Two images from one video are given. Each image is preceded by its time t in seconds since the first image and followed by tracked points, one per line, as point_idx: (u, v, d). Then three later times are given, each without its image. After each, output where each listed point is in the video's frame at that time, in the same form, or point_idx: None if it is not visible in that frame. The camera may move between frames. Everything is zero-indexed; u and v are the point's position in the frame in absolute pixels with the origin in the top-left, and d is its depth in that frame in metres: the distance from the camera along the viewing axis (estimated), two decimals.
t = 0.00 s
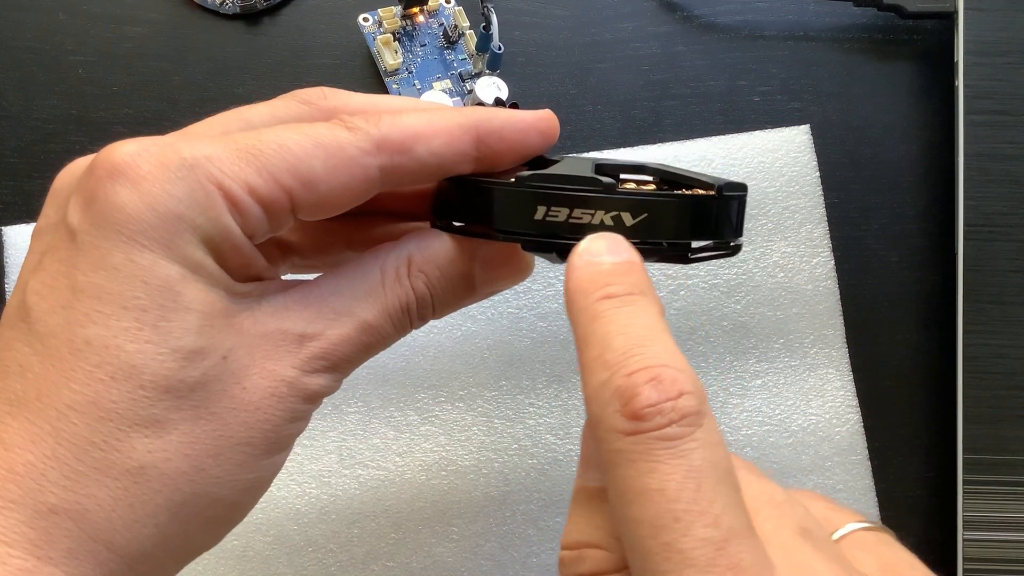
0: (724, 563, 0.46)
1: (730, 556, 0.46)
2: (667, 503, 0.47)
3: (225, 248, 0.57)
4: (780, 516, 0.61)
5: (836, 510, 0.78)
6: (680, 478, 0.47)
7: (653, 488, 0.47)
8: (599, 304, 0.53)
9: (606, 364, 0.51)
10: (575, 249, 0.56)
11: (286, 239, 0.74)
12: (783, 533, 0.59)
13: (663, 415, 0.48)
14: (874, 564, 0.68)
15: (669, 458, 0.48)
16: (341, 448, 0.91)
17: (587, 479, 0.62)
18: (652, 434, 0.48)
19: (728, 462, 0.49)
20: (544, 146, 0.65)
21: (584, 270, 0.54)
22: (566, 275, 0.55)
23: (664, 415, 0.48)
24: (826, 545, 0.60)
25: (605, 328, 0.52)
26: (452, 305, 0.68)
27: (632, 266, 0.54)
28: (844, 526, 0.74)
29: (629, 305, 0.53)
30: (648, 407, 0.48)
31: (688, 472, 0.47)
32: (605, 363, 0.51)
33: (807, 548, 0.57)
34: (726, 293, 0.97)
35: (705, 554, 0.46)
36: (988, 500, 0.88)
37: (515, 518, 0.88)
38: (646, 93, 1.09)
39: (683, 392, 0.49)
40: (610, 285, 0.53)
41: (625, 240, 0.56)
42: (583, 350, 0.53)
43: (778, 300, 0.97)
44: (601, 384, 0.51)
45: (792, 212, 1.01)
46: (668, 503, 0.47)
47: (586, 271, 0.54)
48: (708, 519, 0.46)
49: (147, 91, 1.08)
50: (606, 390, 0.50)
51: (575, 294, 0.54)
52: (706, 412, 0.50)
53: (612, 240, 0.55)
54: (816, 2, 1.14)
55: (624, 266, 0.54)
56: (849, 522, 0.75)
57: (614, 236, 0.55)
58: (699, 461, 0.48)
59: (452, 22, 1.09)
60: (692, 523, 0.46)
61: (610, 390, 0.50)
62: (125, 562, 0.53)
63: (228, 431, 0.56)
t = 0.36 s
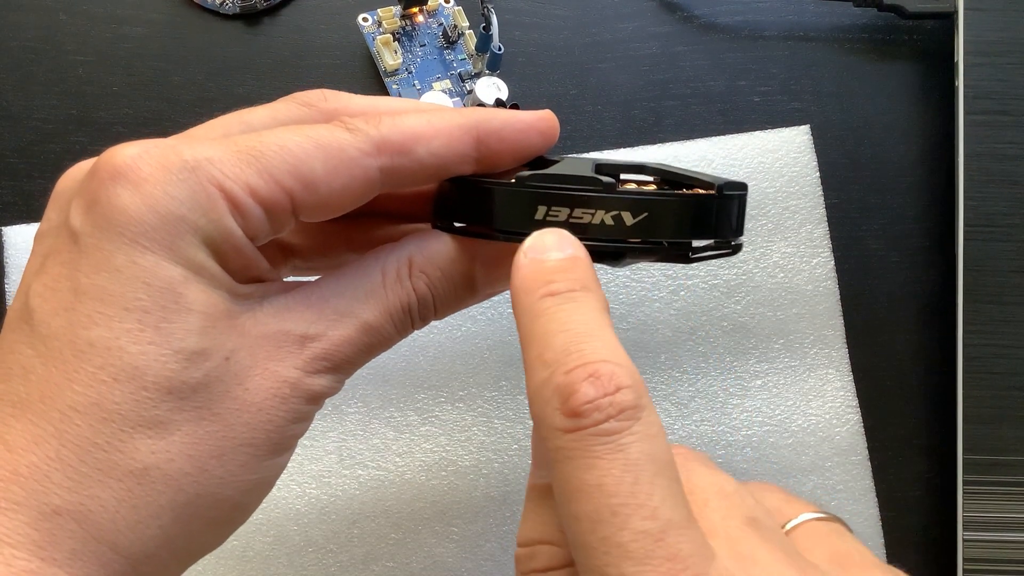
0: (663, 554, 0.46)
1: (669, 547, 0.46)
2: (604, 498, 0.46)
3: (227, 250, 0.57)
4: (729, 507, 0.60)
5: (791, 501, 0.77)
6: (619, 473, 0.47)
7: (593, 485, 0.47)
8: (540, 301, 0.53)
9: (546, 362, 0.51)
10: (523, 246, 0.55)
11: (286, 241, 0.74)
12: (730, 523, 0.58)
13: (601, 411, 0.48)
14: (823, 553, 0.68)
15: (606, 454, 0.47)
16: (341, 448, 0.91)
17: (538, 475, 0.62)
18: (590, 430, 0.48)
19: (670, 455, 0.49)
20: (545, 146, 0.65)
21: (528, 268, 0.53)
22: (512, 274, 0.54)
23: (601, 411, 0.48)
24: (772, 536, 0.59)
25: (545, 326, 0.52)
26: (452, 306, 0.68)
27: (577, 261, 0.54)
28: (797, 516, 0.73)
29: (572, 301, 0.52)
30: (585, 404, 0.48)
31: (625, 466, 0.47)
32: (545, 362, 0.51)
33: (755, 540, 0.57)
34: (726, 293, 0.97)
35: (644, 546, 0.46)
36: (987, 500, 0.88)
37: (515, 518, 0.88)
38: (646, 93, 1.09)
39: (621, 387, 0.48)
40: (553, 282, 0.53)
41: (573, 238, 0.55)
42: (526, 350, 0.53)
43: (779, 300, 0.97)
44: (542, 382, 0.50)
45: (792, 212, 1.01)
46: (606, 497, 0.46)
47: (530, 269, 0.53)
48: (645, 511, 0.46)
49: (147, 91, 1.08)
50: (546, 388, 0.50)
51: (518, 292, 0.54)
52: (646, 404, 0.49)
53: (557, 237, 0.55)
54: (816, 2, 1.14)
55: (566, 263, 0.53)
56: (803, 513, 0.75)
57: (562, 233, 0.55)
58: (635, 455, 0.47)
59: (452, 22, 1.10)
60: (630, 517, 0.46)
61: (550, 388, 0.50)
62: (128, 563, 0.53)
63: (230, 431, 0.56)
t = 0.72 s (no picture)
0: (650, 550, 0.46)
1: (656, 544, 0.46)
2: (590, 499, 0.47)
3: (223, 255, 0.57)
4: (722, 505, 0.60)
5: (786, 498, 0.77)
6: (603, 472, 0.47)
7: (578, 486, 0.47)
8: (523, 306, 0.53)
9: (530, 367, 0.51)
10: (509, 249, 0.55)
11: (284, 245, 0.75)
12: (722, 520, 0.58)
13: (583, 413, 0.48)
14: (818, 549, 0.68)
15: (589, 454, 0.47)
16: (340, 448, 0.91)
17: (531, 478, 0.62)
18: (573, 432, 0.48)
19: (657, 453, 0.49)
20: (540, 149, 0.65)
21: (511, 272, 0.53)
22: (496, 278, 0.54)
23: (583, 413, 0.48)
24: (766, 533, 0.59)
25: (529, 330, 0.52)
26: (448, 308, 0.69)
27: (561, 264, 0.54)
28: (793, 513, 0.73)
29: (555, 305, 0.52)
30: (568, 406, 0.48)
31: (608, 466, 0.47)
32: (529, 367, 0.51)
33: (748, 537, 0.57)
34: (726, 293, 0.97)
35: (629, 544, 0.46)
36: (987, 500, 0.88)
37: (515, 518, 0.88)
38: (646, 93, 1.08)
39: (602, 388, 0.48)
40: (536, 285, 0.53)
41: (557, 241, 0.56)
42: (511, 355, 0.53)
43: (778, 300, 0.97)
44: (526, 387, 0.50)
45: (792, 212, 1.01)
46: (591, 497, 0.47)
47: (513, 273, 0.53)
48: (629, 509, 0.46)
49: (147, 91, 1.08)
50: (530, 393, 0.50)
51: (502, 296, 0.54)
52: (628, 403, 0.49)
53: (543, 239, 0.54)
54: (816, 2, 1.13)
55: (550, 266, 0.53)
56: (799, 510, 0.74)
57: (546, 235, 0.55)
58: (618, 454, 0.47)
59: (446, 19, 1.10)
60: (614, 516, 0.46)
61: (534, 393, 0.50)
62: (127, 565, 0.53)
63: (228, 434, 0.56)
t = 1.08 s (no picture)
0: (667, 556, 0.45)
1: (674, 550, 0.45)
2: (608, 503, 0.46)
3: (231, 253, 0.57)
4: (735, 510, 0.59)
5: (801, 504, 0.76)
6: (622, 476, 0.46)
7: (595, 489, 0.46)
8: (540, 306, 0.52)
9: (548, 369, 0.50)
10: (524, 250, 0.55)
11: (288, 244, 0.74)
12: (737, 526, 0.56)
13: (602, 416, 0.47)
14: (833, 556, 0.67)
15: (607, 458, 0.47)
16: (341, 448, 0.91)
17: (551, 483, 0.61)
18: (591, 436, 0.47)
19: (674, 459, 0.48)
20: (548, 147, 0.65)
21: (528, 273, 0.53)
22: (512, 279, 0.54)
23: (603, 416, 0.47)
24: (779, 538, 0.58)
25: (548, 332, 0.51)
26: (456, 307, 0.68)
27: (578, 265, 0.53)
28: (809, 520, 0.73)
29: (572, 306, 0.52)
30: (587, 409, 0.47)
31: (627, 471, 0.46)
32: (548, 369, 0.50)
33: (763, 542, 0.56)
34: (726, 293, 0.97)
35: (646, 550, 0.45)
36: (988, 500, 0.89)
37: (515, 518, 0.88)
38: (647, 93, 1.09)
39: (623, 391, 0.48)
40: (553, 286, 0.52)
41: (572, 243, 0.55)
42: (529, 357, 0.52)
43: (780, 299, 0.97)
44: (546, 389, 0.50)
45: (792, 212, 1.01)
46: (609, 501, 0.46)
47: (530, 274, 0.53)
48: (648, 514, 0.45)
49: (148, 91, 1.08)
50: (550, 396, 0.49)
51: (518, 297, 0.53)
52: (647, 407, 0.48)
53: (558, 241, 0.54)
54: (816, 2, 1.14)
55: (566, 267, 0.52)
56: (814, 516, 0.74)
57: (562, 238, 0.54)
58: (637, 458, 0.47)
59: (446, 22, 1.09)
60: (633, 521, 0.45)
61: (552, 395, 0.49)
62: (134, 565, 0.53)
63: (235, 433, 0.56)
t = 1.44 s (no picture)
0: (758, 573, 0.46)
1: (764, 568, 0.46)
2: (700, 515, 0.47)
3: (227, 255, 0.57)
4: (815, 532, 0.64)
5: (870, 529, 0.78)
6: (716, 490, 0.48)
7: (688, 501, 0.48)
8: (633, 316, 0.54)
9: (642, 376, 0.52)
10: (607, 258, 0.56)
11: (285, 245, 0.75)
12: (819, 550, 0.62)
13: (698, 428, 0.49)
14: None
15: (703, 471, 0.48)
16: (341, 448, 0.91)
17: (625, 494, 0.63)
18: (686, 446, 0.49)
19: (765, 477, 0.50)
20: (546, 149, 0.65)
21: (618, 282, 0.54)
22: (600, 287, 0.56)
23: (698, 428, 0.49)
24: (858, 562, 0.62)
25: (642, 341, 0.53)
26: (454, 308, 0.68)
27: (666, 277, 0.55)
28: (879, 545, 0.74)
29: (663, 318, 0.54)
30: (682, 419, 0.49)
31: (721, 483, 0.48)
32: (641, 376, 0.52)
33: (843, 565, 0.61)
34: (726, 293, 0.97)
35: (738, 565, 0.46)
36: (989, 500, 0.88)
37: (515, 518, 0.88)
38: (646, 93, 1.08)
39: (719, 404, 0.50)
40: (645, 296, 0.54)
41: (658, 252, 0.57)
42: (620, 364, 0.54)
43: (779, 299, 0.97)
44: (637, 395, 0.52)
45: (792, 212, 1.01)
46: (701, 514, 0.47)
47: (620, 283, 0.54)
48: (742, 530, 0.47)
49: (148, 91, 1.08)
50: (642, 403, 0.51)
51: (609, 305, 0.55)
52: (741, 424, 0.50)
53: (643, 251, 0.55)
54: (816, 2, 1.13)
55: (656, 277, 0.54)
56: (883, 541, 0.76)
57: (646, 246, 0.56)
58: (732, 471, 0.48)
59: (446, 22, 1.09)
60: (727, 535, 0.47)
61: (646, 402, 0.51)
62: (132, 567, 0.53)
63: (233, 436, 0.56)
